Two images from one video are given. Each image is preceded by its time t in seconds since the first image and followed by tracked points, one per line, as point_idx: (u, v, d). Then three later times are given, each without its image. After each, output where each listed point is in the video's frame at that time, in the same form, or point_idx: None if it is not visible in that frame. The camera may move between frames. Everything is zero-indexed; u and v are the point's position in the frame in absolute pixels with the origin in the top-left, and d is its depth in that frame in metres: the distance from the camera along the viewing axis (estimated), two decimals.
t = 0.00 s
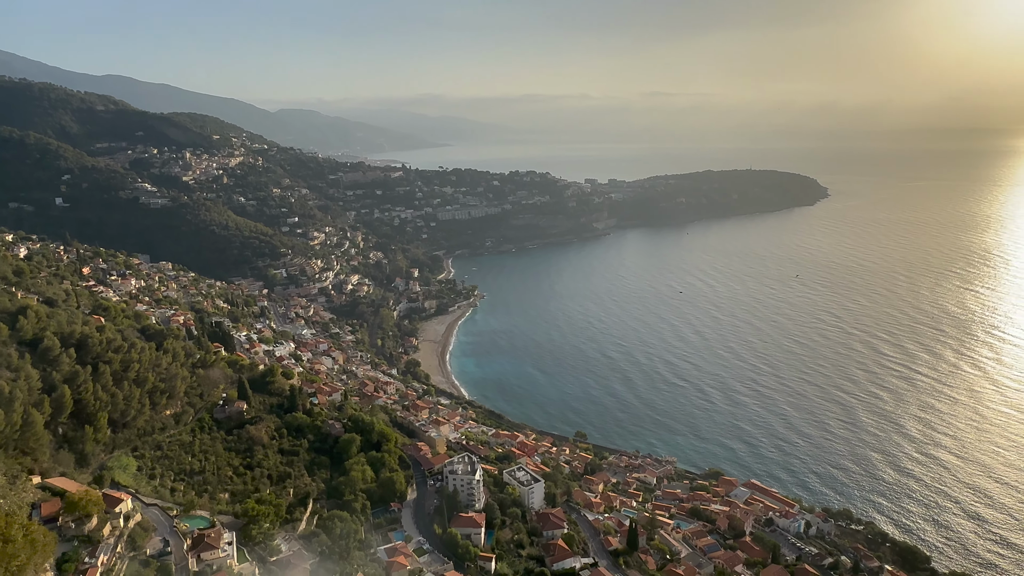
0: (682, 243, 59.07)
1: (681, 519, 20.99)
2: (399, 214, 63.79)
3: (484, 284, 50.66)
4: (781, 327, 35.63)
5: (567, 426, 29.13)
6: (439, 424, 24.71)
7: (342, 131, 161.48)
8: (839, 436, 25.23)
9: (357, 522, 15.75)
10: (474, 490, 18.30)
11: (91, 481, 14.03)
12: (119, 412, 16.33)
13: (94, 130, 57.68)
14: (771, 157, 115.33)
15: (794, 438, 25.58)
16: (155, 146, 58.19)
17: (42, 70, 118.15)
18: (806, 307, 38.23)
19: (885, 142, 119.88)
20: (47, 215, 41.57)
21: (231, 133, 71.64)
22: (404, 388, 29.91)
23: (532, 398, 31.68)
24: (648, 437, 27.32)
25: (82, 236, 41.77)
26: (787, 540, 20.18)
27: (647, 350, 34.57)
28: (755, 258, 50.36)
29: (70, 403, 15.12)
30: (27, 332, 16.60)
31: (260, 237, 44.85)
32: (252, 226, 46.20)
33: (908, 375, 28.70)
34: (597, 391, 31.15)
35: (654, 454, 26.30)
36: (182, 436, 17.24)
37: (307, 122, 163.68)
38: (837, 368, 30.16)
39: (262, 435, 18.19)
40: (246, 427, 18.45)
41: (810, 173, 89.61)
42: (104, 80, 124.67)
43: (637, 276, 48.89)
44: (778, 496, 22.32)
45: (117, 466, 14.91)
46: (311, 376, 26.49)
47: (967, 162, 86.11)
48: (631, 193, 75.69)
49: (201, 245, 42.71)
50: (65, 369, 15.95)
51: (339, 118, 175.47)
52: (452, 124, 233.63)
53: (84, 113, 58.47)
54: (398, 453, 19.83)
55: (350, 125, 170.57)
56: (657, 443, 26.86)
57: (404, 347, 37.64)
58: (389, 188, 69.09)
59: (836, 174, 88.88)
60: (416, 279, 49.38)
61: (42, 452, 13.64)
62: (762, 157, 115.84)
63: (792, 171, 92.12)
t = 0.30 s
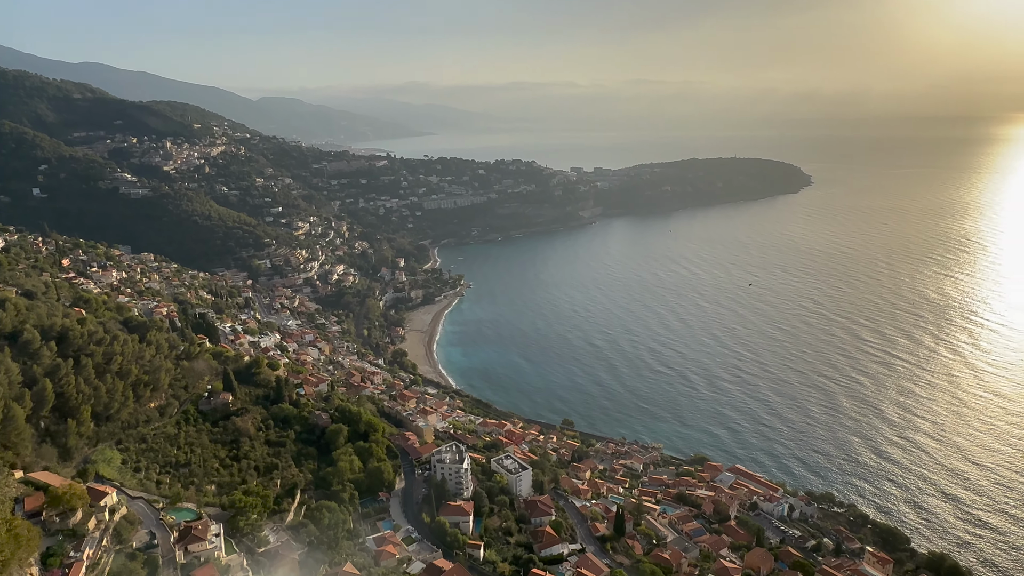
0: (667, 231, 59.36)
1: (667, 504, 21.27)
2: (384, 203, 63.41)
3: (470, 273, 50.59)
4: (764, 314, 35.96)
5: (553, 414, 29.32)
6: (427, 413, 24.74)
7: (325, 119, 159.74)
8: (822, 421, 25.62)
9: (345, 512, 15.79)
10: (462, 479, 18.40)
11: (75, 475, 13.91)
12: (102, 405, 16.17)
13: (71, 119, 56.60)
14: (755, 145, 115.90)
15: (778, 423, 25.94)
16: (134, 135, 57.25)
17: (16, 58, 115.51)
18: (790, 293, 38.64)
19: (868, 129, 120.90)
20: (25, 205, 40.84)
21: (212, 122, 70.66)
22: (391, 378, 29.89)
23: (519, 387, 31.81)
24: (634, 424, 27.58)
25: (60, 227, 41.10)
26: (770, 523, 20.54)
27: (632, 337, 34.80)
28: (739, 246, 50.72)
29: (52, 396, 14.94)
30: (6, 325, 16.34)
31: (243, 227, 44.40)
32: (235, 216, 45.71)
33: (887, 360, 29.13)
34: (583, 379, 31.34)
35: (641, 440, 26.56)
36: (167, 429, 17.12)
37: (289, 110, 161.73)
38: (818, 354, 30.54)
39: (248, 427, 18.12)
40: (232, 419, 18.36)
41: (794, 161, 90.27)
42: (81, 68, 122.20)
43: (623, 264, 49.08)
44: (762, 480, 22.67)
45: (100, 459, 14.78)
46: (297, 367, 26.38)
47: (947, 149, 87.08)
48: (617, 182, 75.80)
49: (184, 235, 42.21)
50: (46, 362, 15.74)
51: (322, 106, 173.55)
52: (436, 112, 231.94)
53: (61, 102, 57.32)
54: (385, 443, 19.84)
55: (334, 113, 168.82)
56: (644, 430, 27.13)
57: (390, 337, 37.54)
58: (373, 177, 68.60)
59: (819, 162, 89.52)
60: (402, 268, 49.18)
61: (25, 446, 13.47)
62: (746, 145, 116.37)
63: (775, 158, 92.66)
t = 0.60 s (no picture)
0: (649, 216, 59.54)
1: (651, 485, 21.59)
2: (365, 189, 62.85)
3: (453, 259, 50.43)
4: (744, 297, 36.36)
5: (537, 398, 29.50)
6: (411, 399, 24.75)
7: (304, 103, 157.34)
8: (801, 401, 26.06)
9: (331, 499, 15.82)
10: (448, 464, 18.51)
11: (55, 467, 13.73)
12: (81, 396, 15.95)
13: (41, 104, 55.17)
14: (736, 128, 116.32)
15: (758, 403, 26.36)
16: (107, 121, 56.00)
17: None
18: (770, 276, 39.07)
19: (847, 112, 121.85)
20: None
21: (187, 107, 69.28)
22: (375, 365, 29.81)
23: (503, 372, 31.91)
24: (618, 408, 27.86)
25: (32, 215, 40.22)
26: (751, 502, 20.96)
27: (615, 321, 35.02)
28: (720, 229, 51.08)
29: (29, 388, 14.70)
30: None
31: (222, 215, 43.79)
32: (213, 203, 45.03)
33: (864, 341, 29.65)
34: (567, 364, 31.53)
35: (624, 423, 26.85)
36: (149, 419, 16.97)
37: (267, 94, 159.03)
38: (796, 336, 31.00)
39: (231, 416, 18.01)
40: (215, 408, 18.22)
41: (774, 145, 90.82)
42: (49, 52, 118.94)
43: (606, 248, 49.22)
44: (743, 460, 23.06)
45: (81, 451, 14.62)
46: (280, 355, 26.18)
47: (923, 131, 88.10)
48: (599, 166, 75.76)
49: (160, 223, 41.54)
50: (22, 353, 15.46)
51: (300, 91, 170.85)
52: (417, 96, 229.40)
53: (30, 87, 55.84)
54: (370, 430, 19.85)
55: (312, 98, 166.33)
56: (627, 413, 27.42)
57: (374, 324, 37.37)
58: (354, 162, 67.88)
59: (798, 145, 90.15)
60: (385, 255, 48.87)
61: (2, 439, 13.26)
62: (727, 129, 116.76)
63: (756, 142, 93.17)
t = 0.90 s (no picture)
0: (629, 195, 59.66)
1: (633, 462, 21.93)
2: (343, 170, 62.08)
3: (434, 240, 50.16)
4: (722, 275, 36.70)
5: (520, 378, 29.68)
6: (394, 381, 24.75)
7: (279, 83, 154.26)
8: (779, 376, 26.53)
9: (315, 482, 15.85)
10: (432, 445, 18.62)
11: (32, 456, 13.56)
12: (57, 384, 15.70)
13: (4, 85, 53.48)
14: (716, 106, 116.45)
15: (737, 379, 26.81)
16: (75, 103, 54.50)
17: None
18: (748, 253, 39.49)
19: (824, 90, 122.56)
20: None
21: (158, 88, 67.62)
22: (357, 347, 29.71)
23: (486, 352, 32.02)
24: (600, 386, 28.16)
25: None
26: (731, 476, 21.39)
27: (596, 300, 35.22)
28: (700, 208, 51.37)
29: (3, 377, 14.41)
30: None
31: (198, 198, 43.03)
32: (188, 186, 44.20)
33: (839, 317, 30.16)
34: (549, 344, 31.73)
35: (606, 401, 27.15)
36: (128, 406, 16.79)
37: (240, 74, 155.64)
38: (774, 313, 31.44)
39: (212, 401, 17.88)
40: (195, 394, 18.07)
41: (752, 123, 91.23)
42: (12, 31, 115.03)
43: (586, 228, 49.28)
44: (723, 435, 23.48)
45: (59, 439, 14.44)
46: (260, 339, 25.96)
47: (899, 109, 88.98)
48: (579, 145, 75.54)
49: (134, 207, 40.77)
50: None
51: (274, 70, 167.33)
52: (394, 74, 225.89)
53: None
54: (353, 413, 19.85)
55: (287, 77, 163.10)
56: (609, 391, 27.73)
57: (355, 307, 37.15)
58: (331, 143, 66.95)
59: (776, 123, 90.63)
60: (364, 237, 48.44)
61: None
62: (707, 107, 116.82)
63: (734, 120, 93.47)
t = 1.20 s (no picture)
0: (609, 170, 59.57)
1: (615, 434, 22.25)
2: (319, 147, 61.09)
3: (414, 218, 49.79)
4: (700, 249, 36.98)
5: (502, 354, 29.82)
6: (377, 360, 24.74)
7: (252, 58, 150.56)
8: (758, 347, 26.97)
9: (300, 461, 15.87)
10: (416, 422, 18.70)
11: (10, 442, 13.38)
12: (32, 369, 15.45)
13: None
14: (695, 79, 116.08)
15: (717, 352, 27.22)
16: (38, 80, 52.76)
17: None
18: (727, 227, 39.80)
19: (802, 63, 122.69)
20: None
21: (125, 63, 65.65)
22: (339, 327, 29.54)
23: (468, 329, 32.07)
24: (581, 361, 28.43)
25: None
26: (710, 445, 21.85)
27: (577, 276, 35.34)
28: (679, 182, 51.51)
29: None
30: None
31: (170, 177, 42.13)
32: (160, 165, 43.21)
33: (814, 288, 30.63)
34: (531, 320, 31.85)
35: (588, 376, 27.44)
36: (106, 390, 16.59)
37: (211, 49, 151.55)
38: (752, 286, 31.84)
39: (193, 383, 17.72)
40: (175, 376, 17.90)
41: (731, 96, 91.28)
42: None
43: (567, 203, 49.20)
44: (702, 406, 23.89)
45: (36, 424, 14.26)
46: (240, 320, 25.69)
47: (875, 81, 89.52)
48: (558, 119, 75.03)
49: (105, 187, 39.90)
50: None
51: (246, 44, 163.11)
52: (369, 48, 221.51)
53: None
54: (336, 392, 19.83)
55: (260, 52, 159.23)
56: (591, 366, 28.01)
57: (335, 286, 36.88)
58: (307, 120, 65.72)
59: (755, 96, 90.68)
60: (343, 215, 47.85)
61: None
62: (686, 79, 116.40)
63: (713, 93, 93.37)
